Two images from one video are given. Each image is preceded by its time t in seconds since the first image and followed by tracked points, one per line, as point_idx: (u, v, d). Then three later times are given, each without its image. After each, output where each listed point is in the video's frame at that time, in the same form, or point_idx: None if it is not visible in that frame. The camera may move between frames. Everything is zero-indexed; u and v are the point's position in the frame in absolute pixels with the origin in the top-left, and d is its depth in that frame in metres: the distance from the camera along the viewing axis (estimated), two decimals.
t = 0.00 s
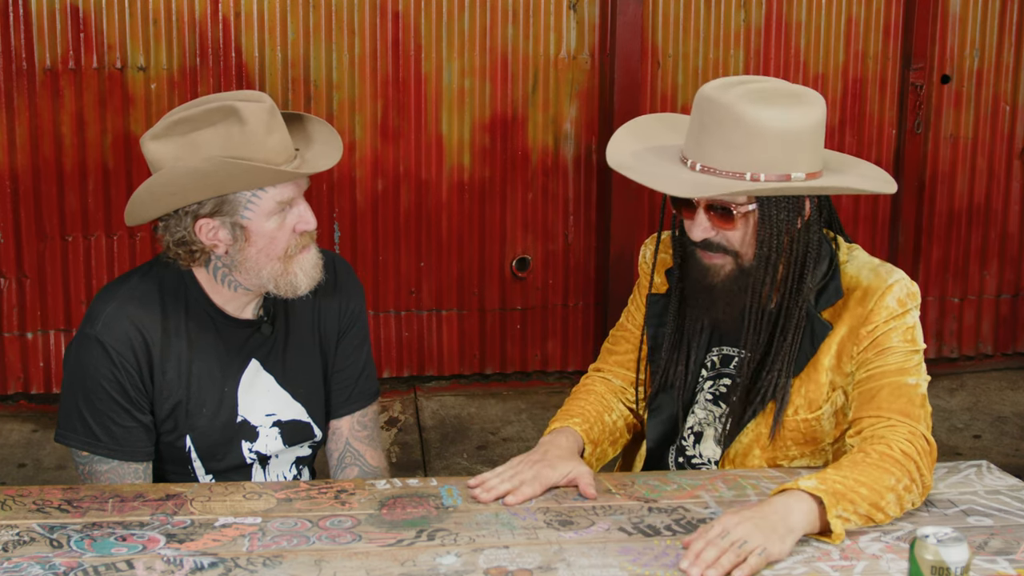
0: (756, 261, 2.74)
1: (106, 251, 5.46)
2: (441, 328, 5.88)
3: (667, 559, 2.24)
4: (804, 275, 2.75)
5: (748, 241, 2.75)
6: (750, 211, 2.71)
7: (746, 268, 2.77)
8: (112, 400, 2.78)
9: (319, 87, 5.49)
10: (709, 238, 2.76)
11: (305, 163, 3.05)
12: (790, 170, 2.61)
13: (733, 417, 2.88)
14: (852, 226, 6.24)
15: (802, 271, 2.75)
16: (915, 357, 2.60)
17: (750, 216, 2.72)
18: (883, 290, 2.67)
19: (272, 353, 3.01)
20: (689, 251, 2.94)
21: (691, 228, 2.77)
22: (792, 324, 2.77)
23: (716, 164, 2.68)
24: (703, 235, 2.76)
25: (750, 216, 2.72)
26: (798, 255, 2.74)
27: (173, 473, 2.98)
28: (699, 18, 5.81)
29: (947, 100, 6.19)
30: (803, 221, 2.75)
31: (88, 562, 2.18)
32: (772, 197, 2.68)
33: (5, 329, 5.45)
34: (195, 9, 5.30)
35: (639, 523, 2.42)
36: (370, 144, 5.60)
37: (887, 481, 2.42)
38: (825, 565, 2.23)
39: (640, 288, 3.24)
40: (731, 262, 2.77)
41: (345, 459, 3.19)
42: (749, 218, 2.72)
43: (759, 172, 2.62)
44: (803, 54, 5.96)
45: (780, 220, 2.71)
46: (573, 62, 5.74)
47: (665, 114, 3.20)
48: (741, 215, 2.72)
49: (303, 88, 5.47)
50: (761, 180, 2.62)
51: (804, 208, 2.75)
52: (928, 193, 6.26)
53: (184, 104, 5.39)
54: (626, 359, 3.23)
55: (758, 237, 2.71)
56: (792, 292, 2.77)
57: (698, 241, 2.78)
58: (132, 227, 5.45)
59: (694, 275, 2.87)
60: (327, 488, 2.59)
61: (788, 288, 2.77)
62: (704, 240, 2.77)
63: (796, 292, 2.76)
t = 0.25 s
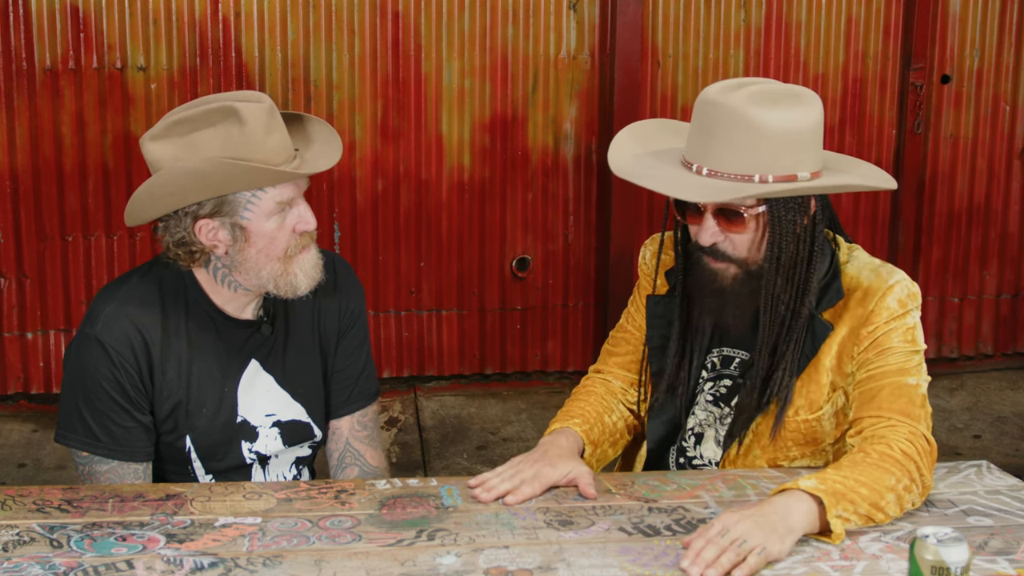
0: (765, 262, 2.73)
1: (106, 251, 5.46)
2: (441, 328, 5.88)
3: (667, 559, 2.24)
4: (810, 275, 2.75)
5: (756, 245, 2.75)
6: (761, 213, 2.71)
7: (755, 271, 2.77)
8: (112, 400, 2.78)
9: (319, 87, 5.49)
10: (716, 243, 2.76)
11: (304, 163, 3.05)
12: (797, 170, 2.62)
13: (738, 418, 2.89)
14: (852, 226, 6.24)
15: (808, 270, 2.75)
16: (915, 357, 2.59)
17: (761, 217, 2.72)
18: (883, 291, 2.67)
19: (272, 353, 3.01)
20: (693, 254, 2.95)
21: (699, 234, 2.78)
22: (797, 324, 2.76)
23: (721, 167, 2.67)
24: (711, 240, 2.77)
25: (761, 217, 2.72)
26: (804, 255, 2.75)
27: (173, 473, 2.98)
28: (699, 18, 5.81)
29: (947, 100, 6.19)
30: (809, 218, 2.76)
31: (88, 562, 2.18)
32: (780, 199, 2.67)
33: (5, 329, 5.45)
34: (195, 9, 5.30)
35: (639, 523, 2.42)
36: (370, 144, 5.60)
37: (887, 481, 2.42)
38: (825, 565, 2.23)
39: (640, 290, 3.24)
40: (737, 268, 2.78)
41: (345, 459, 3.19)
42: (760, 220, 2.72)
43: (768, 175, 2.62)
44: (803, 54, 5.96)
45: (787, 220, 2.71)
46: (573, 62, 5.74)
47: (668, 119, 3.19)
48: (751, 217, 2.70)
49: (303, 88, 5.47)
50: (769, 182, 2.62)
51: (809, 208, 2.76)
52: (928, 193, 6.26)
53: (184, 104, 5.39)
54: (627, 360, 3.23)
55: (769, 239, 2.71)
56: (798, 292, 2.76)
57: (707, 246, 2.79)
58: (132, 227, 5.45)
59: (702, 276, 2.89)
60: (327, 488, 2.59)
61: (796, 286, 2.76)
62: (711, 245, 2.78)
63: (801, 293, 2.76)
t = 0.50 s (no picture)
0: (768, 265, 2.73)
1: (106, 251, 5.46)
2: (441, 328, 5.88)
3: (667, 559, 2.24)
4: (812, 275, 2.75)
5: (758, 248, 2.75)
6: (762, 216, 2.70)
7: (757, 273, 2.78)
8: (112, 400, 2.78)
9: (319, 87, 5.49)
10: (718, 245, 2.75)
11: (304, 164, 3.05)
12: (798, 170, 2.62)
13: (736, 420, 2.92)
14: (852, 226, 6.24)
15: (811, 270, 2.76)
16: (916, 357, 2.59)
17: (762, 220, 2.72)
18: (885, 291, 2.67)
19: (272, 353, 3.01)
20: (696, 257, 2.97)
21: (701, 235, 2.75)
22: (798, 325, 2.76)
23: (722, 169, 2.67)
24: (713, 241, 2.75)
25: (762, 221, 2.72)
26: (805, 255, 2.75)
27: (173, 473, 2.98)
28: (699, 18, 5.81)
29: (947, 100, 6.19)
30: (811, 219, 2.75)
31: (88, 562, 2.18)
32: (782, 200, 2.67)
33: (5, 329, 5.45)
34: (194, 9, 5.30)
35: (639, 523, 2.42)
36: (370, 144, 5.60)
37: (887, 481, 2.42)
38: (825, 565, 2.23)
39: (640, 290, 3.24)
40: (739, 269, 2.78)
41: (345, 459, 3.19)
42: (761, 222, 2.71)
43: (769, 176, 2.61)
44: (803, 54, 5.96)
45: (789, 222, 2.71)
46: (573, 62, 5.74)
47: (669, 120, 3.19)
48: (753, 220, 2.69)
49: (303, 88, 5.48)
50: (771, 184, 2.61)
51: (811, 207, 2.76)
52: (927, 193, 6.26)
53: (184, 104, 5.39)
54: (628, 360, 3.23)
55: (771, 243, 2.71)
56: (800, 293, 2.76)
57: (708, 247, 2.77)
58: (132, 227, 5.45)
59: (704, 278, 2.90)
60: (327, 488, 2.59)
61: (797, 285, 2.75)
62: (713, 247, 2.76)
63: (802, 295, 2.76)
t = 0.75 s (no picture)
0: (757, 266, 2.73)
1: (106, 251, 5.46)
2: (441, 328, 5.88)
3: (667, 559, 2.24)
4: (806, 278, 2.74)
5: (748, 248, 2.74)
6: (752, 217, 2.70)
7: (747, 274, 2.77)
8: (112, 400, 2.78)
9: (319, 87, 5.49)
10: (708, 244, 2.75)
11: (305, 164, 3.05)
12: (793, 175, 2.61)
13: (738, 422, 2.89)
14: (852, 226, 6.24)
15: (804, 276, 2.74)
16: (916, 358, 2.59)
17: (752, 222, 2.71)
18: (885, 292, 2.67)
19: (272, 353, 3.01)
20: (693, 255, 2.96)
21: (692, 233, 2.75)
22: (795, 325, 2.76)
23: (721, 170, 2.67)
24: (704, 240, 2.75)
25: (751, 223, 2.71)
26: (800, 260, 2.73)
27: (173, 473, 2.98)
28: (699, 18, 5.81)
29: (947, 100, 6.19)
30: (806, 225, 2.73)
31: (88, 562, 2.18)
32: (774, 205, 2.66)
33: (5, 329, 5.45)
34: (195, 9, 5.30)
35: (639, 523, 2.42)
36: (370, 144, 5.60)
37: (887, 481, 2.42)
38: (825, 565, 2.23)
39: (641, 291, 3.24)
40: (729, 268, 2.78)
41: (345, 459, 3.19)
42: (750, 224, 2.71)
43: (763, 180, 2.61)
44: (803, 54, 5.96)
45: (781, 225, 2.69)
46: (573, 62, 5.74)
47: (674, 113, 3.20)
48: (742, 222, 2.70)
49: (303, 88, 5.48)
50: (763, 186, 2.61)
51: (806, 212, 2.73)
52: (927, 193, 6.26)
53: (184, 104, 5.39)
54: (628, 360, 3.23)
55: (760, 245, 2.70)
56: (799, 293, 2.75)
57: (699, 245, 2.77)
58: (132, 227, 5.45)
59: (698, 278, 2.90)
60: (327, 488, 2.59)
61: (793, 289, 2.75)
62: (704, 245, 2.76)
63: (798, 297, 2.75)
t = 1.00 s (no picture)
0: (757, 267, 2.72)
1: (106, 251, 5.47)
2: (441, 328, 5.88)
3: (667, 559, 2.24)
4: (806, 277, 2.73)
5: (748, 248, 2.72)
6: (752, 217, 2.68)
7: (747, 273, 2.76)
8: (112, 400, 2.78)
9: (319, 87, 5.49)
10: (710, 244, 2.73)
11: (306, 165, 3.05)
12: (792, 174, 2.62)
13: (736, 421, 2.89)
14: (851, 225, 6.24)
15: (805, 274, 2.73)
16: (917, 358, 2.59)
17: (752, 222, 2.69)
18: (885, 292, 2.67)
19: (273, 352, 3.01)
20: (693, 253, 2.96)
21: (694, 234, 2.72)
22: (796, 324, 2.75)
23: (719, 171, 2.67)
24: (705, 240, 2.74)
25: (751, 222, 2.69)
26: (800, 259, 2.72)
27: (173, 473, 2.98)
28: (699, 18, 5.81)
29: (947, 100, 6.19)
30: (805, 223, 2.72)
31: (88, 562, 2.18)
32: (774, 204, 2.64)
33: (5, 329, 5.45)
34: (195, 9, 5.30)
35: (638, 523, 2.42)
36: (370, 144, 5.60)
37: (887, 481, 2.42)
38: (825, 565, 2.23)
39: (641, 291, 3.25)
40: (730, 268, 2.77)
41: (345, 459, 3.19)
42: (751, 224, 2.69)
43: (760, 180, 2.61)
44: (803, 54, 5.96)
45: (781, 225, 2.68)
46: (573, 62, 5.74)
47: (673, 115, 3.19)
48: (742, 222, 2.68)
49: (303, 88, 5.48)
50: (762, 186, 2.61)
51: (806, 211, 2.72)
52: (927, 193, 6.26)
53: (184, 104, 5.39)
54: (629, 360, 3.24)
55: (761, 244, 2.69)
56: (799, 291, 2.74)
57: (701, 246, 2.75)
58: (132, 227, 5.45)
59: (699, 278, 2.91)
60: (327, 488, 2.59)
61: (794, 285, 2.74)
62: (705, 246, 2.75)
63: (798, 294, 2.74)
